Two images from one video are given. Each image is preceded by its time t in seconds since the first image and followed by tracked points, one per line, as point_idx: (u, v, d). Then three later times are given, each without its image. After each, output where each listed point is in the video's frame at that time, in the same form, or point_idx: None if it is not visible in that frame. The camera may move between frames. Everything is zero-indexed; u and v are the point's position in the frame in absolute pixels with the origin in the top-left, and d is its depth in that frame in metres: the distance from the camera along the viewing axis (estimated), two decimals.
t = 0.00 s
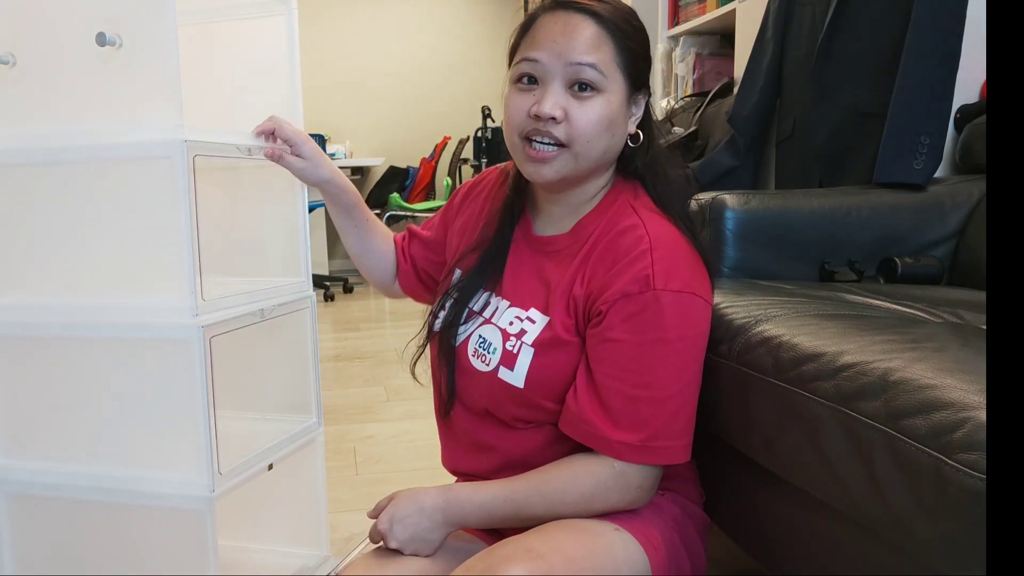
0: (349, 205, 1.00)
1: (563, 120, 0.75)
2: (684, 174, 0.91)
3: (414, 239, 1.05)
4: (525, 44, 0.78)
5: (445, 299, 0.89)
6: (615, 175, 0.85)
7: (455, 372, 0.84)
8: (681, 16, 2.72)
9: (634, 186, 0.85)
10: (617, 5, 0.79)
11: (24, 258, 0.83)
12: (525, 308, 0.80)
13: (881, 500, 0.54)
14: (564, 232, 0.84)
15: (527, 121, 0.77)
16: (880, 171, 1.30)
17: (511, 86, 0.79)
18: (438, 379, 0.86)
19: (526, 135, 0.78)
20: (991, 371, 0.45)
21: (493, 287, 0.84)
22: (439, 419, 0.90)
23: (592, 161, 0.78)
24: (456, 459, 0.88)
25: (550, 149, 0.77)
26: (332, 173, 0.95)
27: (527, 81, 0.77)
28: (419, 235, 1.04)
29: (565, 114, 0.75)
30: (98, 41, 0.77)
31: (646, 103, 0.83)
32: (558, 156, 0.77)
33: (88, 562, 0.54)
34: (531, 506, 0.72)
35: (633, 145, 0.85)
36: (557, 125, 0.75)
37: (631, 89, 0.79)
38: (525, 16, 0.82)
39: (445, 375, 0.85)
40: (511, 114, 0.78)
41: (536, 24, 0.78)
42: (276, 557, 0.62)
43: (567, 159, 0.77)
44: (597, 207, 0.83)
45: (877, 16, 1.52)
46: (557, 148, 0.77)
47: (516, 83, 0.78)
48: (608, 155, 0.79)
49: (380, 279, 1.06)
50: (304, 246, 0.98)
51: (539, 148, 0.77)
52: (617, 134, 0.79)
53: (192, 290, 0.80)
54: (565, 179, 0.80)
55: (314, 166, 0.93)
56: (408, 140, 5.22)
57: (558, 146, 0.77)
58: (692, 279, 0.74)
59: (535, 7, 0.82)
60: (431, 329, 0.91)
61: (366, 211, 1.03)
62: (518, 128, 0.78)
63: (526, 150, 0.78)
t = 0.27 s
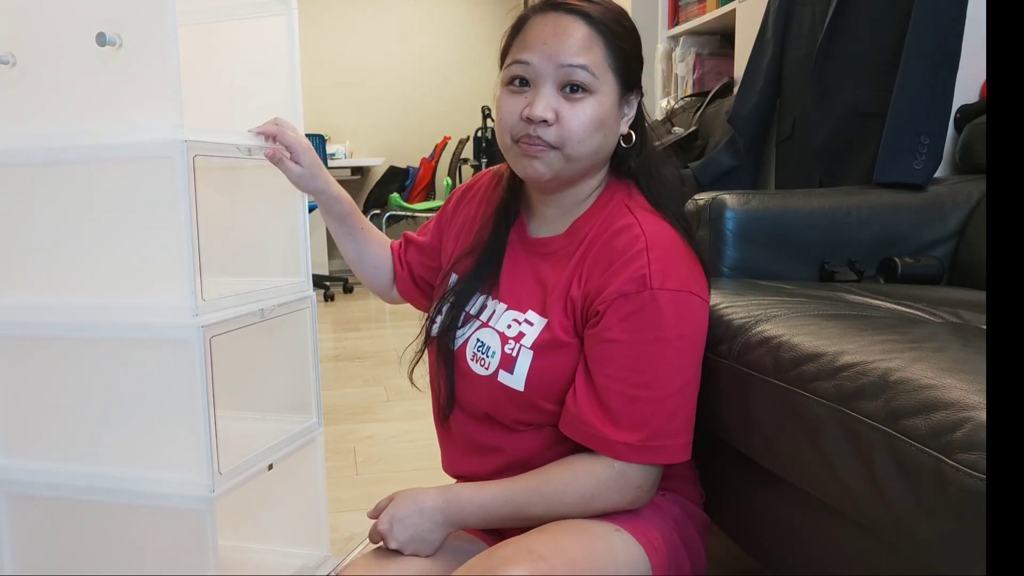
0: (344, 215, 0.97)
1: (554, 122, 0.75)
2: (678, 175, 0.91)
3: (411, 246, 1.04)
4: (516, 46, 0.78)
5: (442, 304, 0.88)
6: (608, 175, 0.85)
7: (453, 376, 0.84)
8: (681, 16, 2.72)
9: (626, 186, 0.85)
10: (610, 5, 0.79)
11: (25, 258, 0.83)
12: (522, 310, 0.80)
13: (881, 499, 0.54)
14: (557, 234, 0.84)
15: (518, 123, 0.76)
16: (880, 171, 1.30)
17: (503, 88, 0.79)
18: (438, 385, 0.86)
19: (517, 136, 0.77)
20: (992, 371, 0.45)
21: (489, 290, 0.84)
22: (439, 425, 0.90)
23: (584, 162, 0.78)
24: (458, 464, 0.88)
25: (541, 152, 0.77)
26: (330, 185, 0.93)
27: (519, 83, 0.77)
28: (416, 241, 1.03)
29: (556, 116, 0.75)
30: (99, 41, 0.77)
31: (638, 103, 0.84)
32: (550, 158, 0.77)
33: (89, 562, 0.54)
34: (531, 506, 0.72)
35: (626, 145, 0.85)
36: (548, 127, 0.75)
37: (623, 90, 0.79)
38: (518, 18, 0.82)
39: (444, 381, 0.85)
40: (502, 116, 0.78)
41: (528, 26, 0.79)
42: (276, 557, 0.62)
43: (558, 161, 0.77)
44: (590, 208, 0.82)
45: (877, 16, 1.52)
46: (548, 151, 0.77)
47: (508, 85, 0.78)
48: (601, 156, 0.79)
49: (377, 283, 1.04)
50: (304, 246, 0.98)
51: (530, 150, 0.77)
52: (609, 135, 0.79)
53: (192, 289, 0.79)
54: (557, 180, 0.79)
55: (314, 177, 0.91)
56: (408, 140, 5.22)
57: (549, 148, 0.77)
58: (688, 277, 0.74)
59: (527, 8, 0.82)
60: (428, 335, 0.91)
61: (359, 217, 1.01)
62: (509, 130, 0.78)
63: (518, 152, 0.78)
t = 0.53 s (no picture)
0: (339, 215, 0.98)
1: (545, 123, 0.75)
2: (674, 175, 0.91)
3: (407, 247, 1.04)
4: (507, 47, 0.78)
5: (440, 304, 0.88)
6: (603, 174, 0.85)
7: (451, 378, 0.84)
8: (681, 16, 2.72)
9: (622, 185, 0.85)
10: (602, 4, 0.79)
11: (25, 258, 0.83)
12: (519, 311, 0.80)
13: (881, 498, 0.54)
14: (557, 233, 0.84)
15: (510, 124, 0.77)
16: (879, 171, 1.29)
17: (494, 89, 0.79)
18: (437, 387, 0.86)
19: (509, 138, 0.78)
20: (992, 370, 0.45)
21: (486, 290, 0.84)
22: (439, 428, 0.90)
23: (576, 162, 0.78)
24: (457, 465, 0.88)
25: (534, 152, 0.77)
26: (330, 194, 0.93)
27: (510, 84, 0.77)
28: (412, 242, 1.03)
29: (546, 117, 0.75)
30: (99, 41, 0.77)
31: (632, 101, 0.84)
32: (542, 159, 0.77)
33: (89, 561, 0.54)
34: (530, 507, 0.72)
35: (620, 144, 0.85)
36: (539, 128, 0.75)
37: (615, 89, 0.79)
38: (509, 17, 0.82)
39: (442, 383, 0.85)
40: (493, 116, 0.78)
41: (517, 26, 0.79)
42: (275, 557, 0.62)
43: (551, 161, 0.77)
44: (586, 208, 0.82)
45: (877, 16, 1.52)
46: (540, 151, 0.77)
47: (498, 86, 0.78)
48: (593, 155, 0.79)
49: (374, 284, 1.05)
50: (304, 246, 0.98)
51: (523, 151, 0.77)
52: (600, 134, 0.79)
53: (192, 289, 0.79)
54: (550, 181, 0.79)
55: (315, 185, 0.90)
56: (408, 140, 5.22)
57: (541, 149, 0.77)
58: (684, 274, 0.74)
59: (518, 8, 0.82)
60: (426, 337, 0.91)
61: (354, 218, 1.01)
62: (501, 131, 0.78)
63: (510, 153, 0.78)
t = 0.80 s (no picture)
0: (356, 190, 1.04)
1: (540, 124, 0.75)
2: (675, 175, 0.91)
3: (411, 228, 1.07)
4: (506, 48, 0.78)
5: (443, 303, 0.88)
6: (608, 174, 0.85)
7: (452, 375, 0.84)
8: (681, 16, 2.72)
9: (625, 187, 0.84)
10: (604, 4, 0.79)
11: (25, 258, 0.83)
12: (521, 309, 0.80)
13: (880, 497, 0.54)
14: (559, 232, 0.84)
15: (507, 125, 0.77)
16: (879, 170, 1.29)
17: (494, 91, 0.80)
18: (438, 384, 0.86)
19: (506, 139, 0.78)
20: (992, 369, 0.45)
21: (488, 287, 0.84)
22: (439, 424, 0.90)
23: (573, 162, 0.78)
24: (458, 464, 0.88)
25: (530, 153, 0.77)
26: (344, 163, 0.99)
27: (508, 86, 0.77)
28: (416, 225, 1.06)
29: (541, 118, 0.75)
30: (99, 41, 0.77)
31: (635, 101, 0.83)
32: (538, 160, 0.77)
33: (90, 561, 0.54)
34: (531, 506, 0.72)
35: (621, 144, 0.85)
36: (534, 130, 0.75)
37: (615, 89, 0.79)
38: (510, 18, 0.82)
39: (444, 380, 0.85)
40: (492, 118, 0.78)
41: (517, 28, 0.79)
42: (275, 556, 0.62)
43: (546, 162, 0.77)
44: (588, 208, 0.83)
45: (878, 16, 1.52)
46: (536, 152, 0.77)
47: (497, 87, 0.79)
48: (590, 156, 0.79)
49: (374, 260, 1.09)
50: (304, 245, 0.97)
51: (519, 153, 0.77)
52: (597, 136, 0.78)
53: (192, 290, 0.80)
54: (546, 180, 0.80)
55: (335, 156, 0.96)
56: (409, 140, 5.22)
57: (537, 150, 0.77)
58: (686, 272, 0.74)
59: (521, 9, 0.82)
60: (428, 334, 0.91)
61: (368, 194, 1.07)
62: (499, 132, 0.78)
63: (507, 154, 0.79)
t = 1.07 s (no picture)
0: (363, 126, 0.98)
1: (491, 112, 0.80)
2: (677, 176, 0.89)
3: (416, 186, 1.03)
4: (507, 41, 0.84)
5: (445, 295, 0.87)
6: (608, 176, 0.84)
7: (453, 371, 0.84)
8: (681, 16, 2.72)
9: (626, 190, 0.83)
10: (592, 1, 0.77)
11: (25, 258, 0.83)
12: (523, 307, 0.79)
13: (881, 498, 0.55)
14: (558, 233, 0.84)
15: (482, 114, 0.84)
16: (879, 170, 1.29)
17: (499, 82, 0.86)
18: (440, 368, 0.87)
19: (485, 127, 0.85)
20: (994, 368, 0.45)
21: (491, 281, 0.85)
22: (440, 411, 0.89)
23: (519, 154, 0.80)
24: (457, 460, 0.88)
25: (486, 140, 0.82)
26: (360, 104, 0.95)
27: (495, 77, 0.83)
28: (419, 189, 1.02)
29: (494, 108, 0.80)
30: (99, 41, 0.77)
31: (607, 102, 0.79)
32: (490, 147, 0.82)
33: (89, 562, 0.54)
34: (530, 506, 0.72)
35: (618, 144, 0.81)
36: (487, 118, 0.81)
37: (565, 86, 0.77)
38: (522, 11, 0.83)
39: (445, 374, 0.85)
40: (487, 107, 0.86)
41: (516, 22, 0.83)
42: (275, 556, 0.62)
43: (494, 150, 0.81)
44: (589, 210, 0.82)
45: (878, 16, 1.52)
46: (490, 140, 0.82)
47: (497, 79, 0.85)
48: (540, 151, 0.79)
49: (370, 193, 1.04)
50: (304, 240, 0.99)
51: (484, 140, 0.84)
52: (545, 131, 0.78)
53: (192, 289, 0.80)
54: (504, 171, 0.83)
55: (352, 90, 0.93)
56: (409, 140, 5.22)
57: (490, 137, 0.82)
58: (687, 277, 0.74)
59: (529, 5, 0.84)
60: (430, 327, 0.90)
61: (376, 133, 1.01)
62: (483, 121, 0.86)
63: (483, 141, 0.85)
